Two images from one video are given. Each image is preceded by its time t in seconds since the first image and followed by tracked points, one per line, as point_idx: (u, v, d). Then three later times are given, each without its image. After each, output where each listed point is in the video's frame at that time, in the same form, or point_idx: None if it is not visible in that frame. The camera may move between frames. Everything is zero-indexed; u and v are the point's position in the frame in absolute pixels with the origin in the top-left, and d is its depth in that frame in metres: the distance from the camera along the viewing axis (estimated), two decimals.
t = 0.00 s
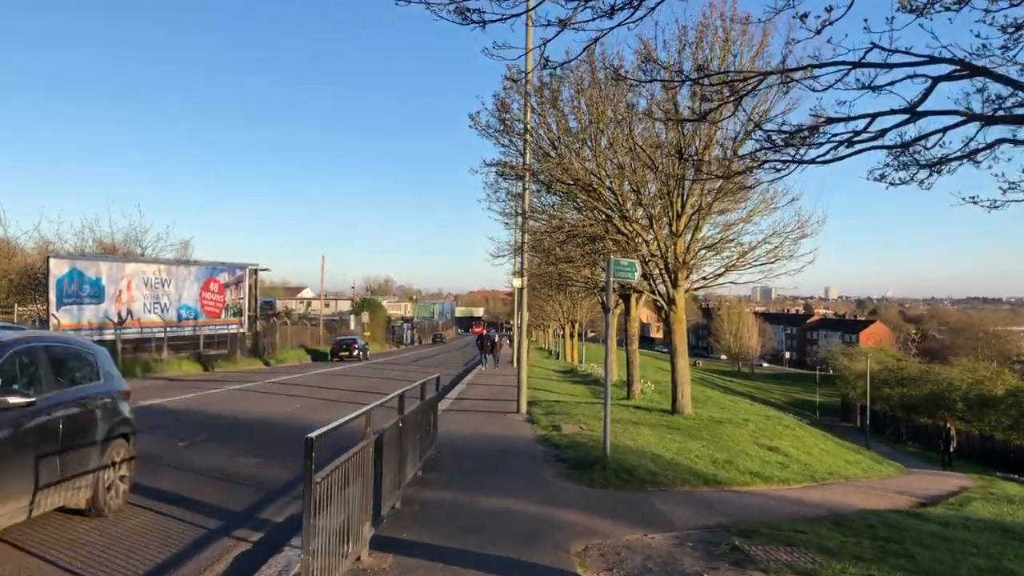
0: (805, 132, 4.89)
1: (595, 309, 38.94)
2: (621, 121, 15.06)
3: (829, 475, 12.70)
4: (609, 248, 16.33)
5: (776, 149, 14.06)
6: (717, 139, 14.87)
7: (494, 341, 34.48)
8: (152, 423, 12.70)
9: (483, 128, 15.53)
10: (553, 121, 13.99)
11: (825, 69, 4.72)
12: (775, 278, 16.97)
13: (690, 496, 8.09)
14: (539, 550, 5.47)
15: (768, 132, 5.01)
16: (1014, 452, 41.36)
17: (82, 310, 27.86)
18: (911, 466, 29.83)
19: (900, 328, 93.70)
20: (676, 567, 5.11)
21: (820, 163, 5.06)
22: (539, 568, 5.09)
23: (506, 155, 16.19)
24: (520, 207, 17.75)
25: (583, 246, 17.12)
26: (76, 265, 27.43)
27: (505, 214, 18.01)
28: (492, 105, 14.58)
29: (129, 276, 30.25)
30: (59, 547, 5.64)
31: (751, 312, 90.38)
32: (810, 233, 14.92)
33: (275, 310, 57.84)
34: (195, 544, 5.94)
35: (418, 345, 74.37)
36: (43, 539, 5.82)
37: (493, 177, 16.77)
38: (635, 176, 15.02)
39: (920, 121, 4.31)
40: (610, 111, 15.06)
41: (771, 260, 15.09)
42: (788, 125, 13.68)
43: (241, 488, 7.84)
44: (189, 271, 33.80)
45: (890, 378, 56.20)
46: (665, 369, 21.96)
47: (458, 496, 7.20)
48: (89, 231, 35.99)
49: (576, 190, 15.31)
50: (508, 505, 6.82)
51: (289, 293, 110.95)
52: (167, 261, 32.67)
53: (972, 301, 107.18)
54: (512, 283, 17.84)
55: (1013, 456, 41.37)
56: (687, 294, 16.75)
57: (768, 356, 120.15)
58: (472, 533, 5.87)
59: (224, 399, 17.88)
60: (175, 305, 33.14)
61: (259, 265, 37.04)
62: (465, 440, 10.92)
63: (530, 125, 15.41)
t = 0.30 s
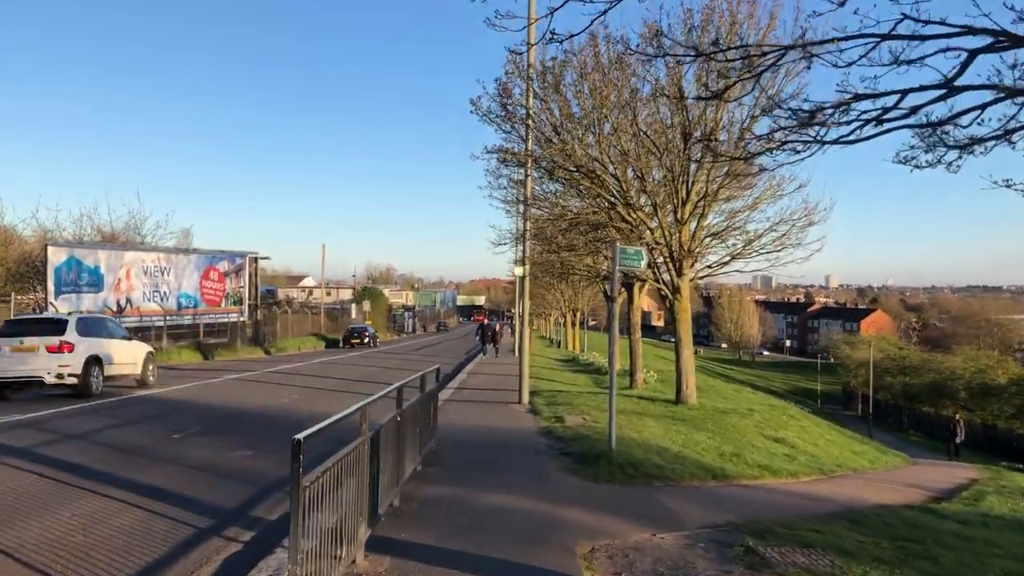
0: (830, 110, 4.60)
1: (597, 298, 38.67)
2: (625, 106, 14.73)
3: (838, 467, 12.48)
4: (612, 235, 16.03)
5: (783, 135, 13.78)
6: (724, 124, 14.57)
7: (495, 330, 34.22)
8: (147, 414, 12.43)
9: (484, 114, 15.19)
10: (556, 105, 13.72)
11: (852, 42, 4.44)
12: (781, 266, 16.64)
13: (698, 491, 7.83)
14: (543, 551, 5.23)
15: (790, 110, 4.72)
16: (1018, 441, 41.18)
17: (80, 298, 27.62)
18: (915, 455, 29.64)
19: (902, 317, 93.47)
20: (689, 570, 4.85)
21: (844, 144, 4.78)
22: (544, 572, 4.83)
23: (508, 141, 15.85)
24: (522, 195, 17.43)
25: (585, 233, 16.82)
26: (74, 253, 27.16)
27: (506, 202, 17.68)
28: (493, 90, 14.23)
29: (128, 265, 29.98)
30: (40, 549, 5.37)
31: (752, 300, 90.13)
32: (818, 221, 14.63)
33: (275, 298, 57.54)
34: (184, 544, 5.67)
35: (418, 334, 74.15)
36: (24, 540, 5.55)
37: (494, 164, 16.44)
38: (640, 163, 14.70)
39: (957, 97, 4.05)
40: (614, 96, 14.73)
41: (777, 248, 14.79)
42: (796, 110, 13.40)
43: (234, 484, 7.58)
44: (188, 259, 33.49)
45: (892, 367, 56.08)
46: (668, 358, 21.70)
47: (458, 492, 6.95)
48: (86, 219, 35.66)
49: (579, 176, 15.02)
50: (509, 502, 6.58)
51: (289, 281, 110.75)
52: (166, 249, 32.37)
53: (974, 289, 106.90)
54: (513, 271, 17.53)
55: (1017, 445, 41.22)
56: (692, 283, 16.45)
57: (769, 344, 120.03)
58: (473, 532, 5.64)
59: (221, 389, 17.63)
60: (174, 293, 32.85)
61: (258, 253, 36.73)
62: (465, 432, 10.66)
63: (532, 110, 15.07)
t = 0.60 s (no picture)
0: (860, 82, 4.28)
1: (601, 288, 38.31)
2: (632, 91, 14.40)
3: (850, 461, 12.16)
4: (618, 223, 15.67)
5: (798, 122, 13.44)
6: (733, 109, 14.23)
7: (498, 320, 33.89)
8: (140, 407, 12.13)
9: (486, 99, 14.83)
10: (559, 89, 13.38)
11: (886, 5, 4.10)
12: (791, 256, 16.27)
13: (710, 489, 7.51)
14: (548, 556, 4.91)
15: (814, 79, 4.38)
16: None
17: (80, 288, 27.36)
18: (921, 447, 29.31)
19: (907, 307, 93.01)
20: None
21: (873, 118, 4.48)
22: None
23: (511, 128, 15.49)
24: (525, 182, 17.07)
25: (590, 222, 16.48)
26: (72, 243, 26.88)
27: (509, 189, 17.31)
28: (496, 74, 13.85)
29: (127, 254, 29.71)
30: (14, 553, 5.07)
31: (756, 291, 89.69)
32: (828, 209, 14.28)
33: (277, 288, 57.22)
34: (167, 546, 5.36)
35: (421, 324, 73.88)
36: None
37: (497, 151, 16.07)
38: (647, 149, 14.35)
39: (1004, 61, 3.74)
40: (619, 80, 14.40)
41: (787, 236, 14.44)
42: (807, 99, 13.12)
43: (225, 480, 7.27)
44: (189, 249, 33.17)
45: (898, 358, 55.74)
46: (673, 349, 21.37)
47: (458, 490, 6.64)
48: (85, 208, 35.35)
49: (584, 162, 14.68)
50: (511, 501, 6.28)
51: (291, 271, 110.47)
52: (166, 239, 32.07)
53: (979, 280, 106.37)
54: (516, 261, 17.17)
55: None
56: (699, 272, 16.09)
57: (773, 335, 119.68)
58: (472, 534, 5.32)
59: (219, 380, 17.34)
60: (174, 283, 32.57)
61: (259, 243, 36.42)
62: (467, 425, 10.33)
63: (536, 94, 14.70)
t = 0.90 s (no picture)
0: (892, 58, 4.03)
1: (604, 282, 38.02)
2: (636, 82, 14.06)
3: (860, 461, 11.86)
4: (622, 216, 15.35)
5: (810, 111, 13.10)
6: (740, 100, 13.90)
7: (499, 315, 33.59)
8: (133, 404, 11.84)
9: (487, 90, 14.48)
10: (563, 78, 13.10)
11: None
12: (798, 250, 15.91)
13: (720, 492, 7.22)
14: (552, 570, 4.64)
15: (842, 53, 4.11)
16: None
17: (78, 283, 27.09)
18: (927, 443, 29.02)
19: (910, 301, 92.65)
20: None
21: (902, 102, 4.23)
22: None
23: (513, 119, 15.16)
24: (527, 175, 16.73)
25: (593, 215, 16.17)
26: (70, 237, 26.62)
27: (511, 182, 16.97)
28: (498, 65, 13.52)
29: (126, 248, 29.43)
30: None
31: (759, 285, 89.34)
32: (837, 202, 13.93)
33: (278, 283, 56.96)
34: (150, 556, 5.09)
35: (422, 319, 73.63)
36: None
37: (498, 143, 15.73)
38: (651, 141, 14.02)
39: None
40: (623, 71, 14.06)
41: (795, 230, 14.09)
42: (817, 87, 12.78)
43: (215, 483, 6.99)
44: (188, 243, 32.89)
45: (902, 353, 55.48)
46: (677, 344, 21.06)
47: (457, 494, 6.37)
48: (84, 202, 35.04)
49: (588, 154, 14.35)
50: (512, 507, 6.00)
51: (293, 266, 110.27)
52: (165, 233, 31.77)
53: (982, 274, 105.92)
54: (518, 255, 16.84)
55: None
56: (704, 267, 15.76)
57: (775, 330, 119.41)
58: (470, 545, 5.05)
59: (216, 376, 17.07)
60: (174, 277, 32.30)
61: (259, 237, 36.14)
62: (467, 423, 10.05)
63: (538, 85, 14.36)
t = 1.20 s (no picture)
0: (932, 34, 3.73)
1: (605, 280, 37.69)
2: (639, 75, 13.71)
3: (871, 463, 11.54)
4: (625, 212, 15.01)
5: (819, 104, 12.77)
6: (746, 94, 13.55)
7: (499, 313, 33.28)
8: (123, 405, 11.52)
9: (486, 82, 14.11)
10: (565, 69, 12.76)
11: None
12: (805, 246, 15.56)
13: (731, 500, 6.90)
14: None
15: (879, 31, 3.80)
16: None
17: (73, 280, 26.79)
18: (932, 443, 28.70)
19: (912, 299, 92.25)
20: None
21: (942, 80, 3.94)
22: None
23: (513, 113, 14.82)
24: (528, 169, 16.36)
25: (595, 212, 15.83)
26: (65, 234, 26.31)
27: (511, 177, 16.61)
28: (498, 57, 13.16)
29: (122, 246, 29.13)
30: None
31: (760, 282, 88.96)
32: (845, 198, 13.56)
33: (277, 280, 56.59)
34: (124, 571, 4.77)
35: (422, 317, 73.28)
36: None
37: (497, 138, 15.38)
38: (654, 135, 13.67)
39: None
40: (626, 63, 13.70)
41: (802, 227, 13.72)
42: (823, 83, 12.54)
43: (200, 490, 6.67)
44: (186, 241, 32.59)
45: (905, 351, 55.13)
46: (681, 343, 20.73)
47: (454, 503, 6.04)
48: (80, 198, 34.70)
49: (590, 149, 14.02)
50: (513, 516, 5.67)
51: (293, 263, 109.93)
52: (162, 230, 31.46)
53: (984, 272, 105.46)
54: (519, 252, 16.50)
55: None
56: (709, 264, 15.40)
57: (776, 327, 119.06)
58: (468, 560, 4.72)
59: (210, 376, 16.74)
60: (171, 275, 31.98)
61: (257, 234, 35.82)
62: (466, 425, 9.73)
63: (538, 78, 14.02)
